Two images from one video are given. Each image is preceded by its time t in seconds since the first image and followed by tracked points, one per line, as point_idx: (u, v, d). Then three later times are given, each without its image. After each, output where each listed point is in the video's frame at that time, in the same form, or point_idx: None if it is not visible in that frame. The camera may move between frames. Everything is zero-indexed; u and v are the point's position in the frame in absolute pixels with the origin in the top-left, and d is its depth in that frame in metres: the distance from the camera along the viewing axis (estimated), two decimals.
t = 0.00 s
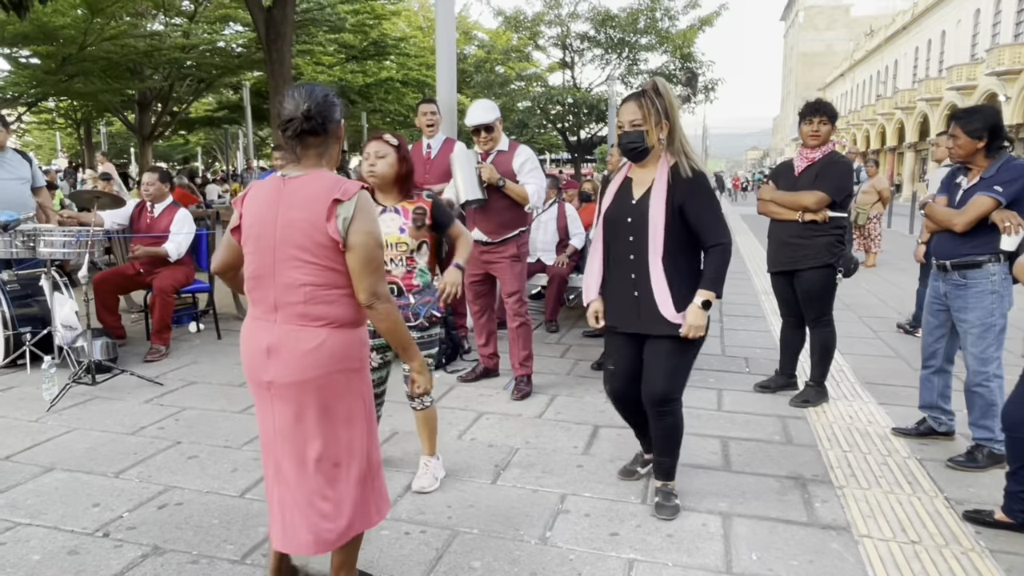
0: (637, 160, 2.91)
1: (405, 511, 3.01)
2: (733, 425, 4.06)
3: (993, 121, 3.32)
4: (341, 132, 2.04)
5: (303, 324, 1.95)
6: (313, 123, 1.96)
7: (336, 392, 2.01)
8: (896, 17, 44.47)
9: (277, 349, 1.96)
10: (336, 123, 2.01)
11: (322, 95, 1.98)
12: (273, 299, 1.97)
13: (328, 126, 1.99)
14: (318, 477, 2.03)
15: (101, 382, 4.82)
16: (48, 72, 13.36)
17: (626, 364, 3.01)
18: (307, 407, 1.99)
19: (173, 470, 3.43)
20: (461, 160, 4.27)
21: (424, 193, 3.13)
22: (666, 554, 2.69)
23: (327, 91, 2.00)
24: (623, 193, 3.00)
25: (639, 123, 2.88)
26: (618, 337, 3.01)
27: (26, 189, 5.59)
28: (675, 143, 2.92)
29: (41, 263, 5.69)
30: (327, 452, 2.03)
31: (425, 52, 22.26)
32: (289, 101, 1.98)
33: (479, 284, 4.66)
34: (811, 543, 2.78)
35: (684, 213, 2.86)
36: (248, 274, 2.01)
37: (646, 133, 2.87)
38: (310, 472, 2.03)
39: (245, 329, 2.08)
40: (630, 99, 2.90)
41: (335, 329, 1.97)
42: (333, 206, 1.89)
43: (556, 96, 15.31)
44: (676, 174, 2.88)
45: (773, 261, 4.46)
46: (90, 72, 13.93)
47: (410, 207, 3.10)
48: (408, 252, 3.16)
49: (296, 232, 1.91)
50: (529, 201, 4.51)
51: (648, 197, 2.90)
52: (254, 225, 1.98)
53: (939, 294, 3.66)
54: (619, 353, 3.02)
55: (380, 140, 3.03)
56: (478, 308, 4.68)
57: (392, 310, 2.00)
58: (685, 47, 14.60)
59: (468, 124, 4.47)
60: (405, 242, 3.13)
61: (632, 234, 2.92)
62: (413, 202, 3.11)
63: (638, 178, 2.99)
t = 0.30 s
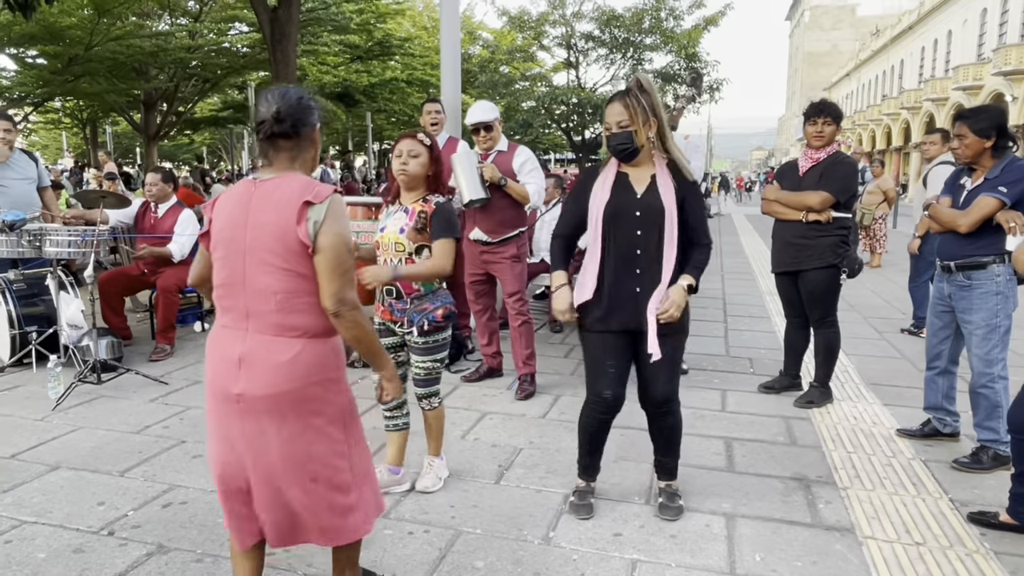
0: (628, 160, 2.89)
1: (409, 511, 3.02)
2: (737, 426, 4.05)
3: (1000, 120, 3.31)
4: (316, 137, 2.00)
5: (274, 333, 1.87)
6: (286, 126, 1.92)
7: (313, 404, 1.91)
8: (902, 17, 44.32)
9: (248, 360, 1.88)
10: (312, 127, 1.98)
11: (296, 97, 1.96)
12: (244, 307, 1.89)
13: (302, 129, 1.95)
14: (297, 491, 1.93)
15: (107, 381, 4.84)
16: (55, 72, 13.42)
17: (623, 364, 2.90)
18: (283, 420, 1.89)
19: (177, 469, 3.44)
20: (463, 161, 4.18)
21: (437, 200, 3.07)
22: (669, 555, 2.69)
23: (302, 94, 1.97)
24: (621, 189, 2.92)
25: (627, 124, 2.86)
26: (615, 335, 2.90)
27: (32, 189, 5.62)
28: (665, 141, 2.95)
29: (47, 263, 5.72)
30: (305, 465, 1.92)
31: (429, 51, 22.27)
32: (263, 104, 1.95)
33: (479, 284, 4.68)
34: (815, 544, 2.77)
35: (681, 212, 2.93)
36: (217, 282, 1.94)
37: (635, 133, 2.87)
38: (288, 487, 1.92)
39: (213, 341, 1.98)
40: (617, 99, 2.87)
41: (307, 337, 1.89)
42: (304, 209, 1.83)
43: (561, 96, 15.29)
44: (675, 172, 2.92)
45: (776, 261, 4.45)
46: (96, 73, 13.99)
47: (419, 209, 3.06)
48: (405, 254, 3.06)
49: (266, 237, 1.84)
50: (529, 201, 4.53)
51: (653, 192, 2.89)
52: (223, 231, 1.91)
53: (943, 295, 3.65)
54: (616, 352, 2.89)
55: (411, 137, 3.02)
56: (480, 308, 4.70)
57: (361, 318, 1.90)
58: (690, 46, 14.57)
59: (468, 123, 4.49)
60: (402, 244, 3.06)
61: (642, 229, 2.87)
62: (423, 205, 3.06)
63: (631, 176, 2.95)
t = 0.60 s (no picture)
0: (617, 155, 2.91)
1: (414, 508, 3.02)
2: (742, 424, 4.04)
3: (1009, 118, 3.30)
4: (297, 130, 1.94)
5: (265, 334, 1.84)
6: (265, 120, 1.87)
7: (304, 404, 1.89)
8: (910, 14, 44.08)
9: (237, 363, 1.84)
10: (292, 120, 1.93)
11: (275, 90, 1.90)
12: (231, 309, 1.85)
13: (282, 123, 1.90)
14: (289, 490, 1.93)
15: (113, 378, 4.86)
16: (63, 70, 13.44)
17: (608, 357, 2.95)
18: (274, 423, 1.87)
19: (183, 466, 3.45)
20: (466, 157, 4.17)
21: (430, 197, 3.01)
22: (673, 553, 2.69)
23: (281, 87, 1.91)
24: (621, 182, 2.94)
25: (618, 118, 2.90)
26: (606, 329, 2.93)
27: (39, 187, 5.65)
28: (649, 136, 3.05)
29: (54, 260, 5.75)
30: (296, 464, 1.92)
31: (436, 50, 22.27)
32: (240, 99, 1.89)
33: (484, 281, 4.69)
34: (820, 543, 2.77)
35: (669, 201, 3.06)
36: (199, 282, 1.88)
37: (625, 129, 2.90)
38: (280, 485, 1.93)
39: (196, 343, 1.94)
40: (607, 93, 2.90)
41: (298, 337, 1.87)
42: (293, 205, 1.80)
43: (567, 94, 15.28)
44: (662, 165, 3.05)
45: (782, 259, 4.44)
46: (104, 71, 14.05)
47: (414, 206, 3.03)
48: (396, 251, 3.05)
49: (254, 235, 1.80)
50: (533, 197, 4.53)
51: (651, 187, 2.97)
52: (205, 230, 1.86)
53: (949, 294, 3.63)
54: (602, 343, 2.93)
55: (411, 138, 3.02)
56: (485, 305, 4.70)
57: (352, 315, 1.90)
58: (697, 44, 14.50)
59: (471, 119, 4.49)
60: (393, 240, 3.05)
61: (648, 221, 2.92)
62: (418, 203, 3.03)
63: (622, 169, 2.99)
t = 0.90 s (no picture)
0: (625, 153, 2.96)
1: (420, 504, 3.03)
2: (748, 421, 4.04)
3: (1021, 114, 3.28)
4: (313, 126, 1.92)
5: (297, 331, 1.78)
6: (286, 117, 1.85)
7: (334, 404, 1.82)
8: (919, 11, 43.79)
9: (268, 360, 1.78)
10: (309, 115, 1.90)
11: (291, 87, 1.88)
12: (261, 305, 1.79)
13: (301, 120, 1.87)
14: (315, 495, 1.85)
15: (122, 373, 4.89)
16: (72, 68, 13.51)
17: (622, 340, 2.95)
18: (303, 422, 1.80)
19: (191, 461, 3.48)
20: (473, 153, 4.22)
21: (424, 199, 3.07)
22: (679, 549, 2.69)
23: (296, 84, 1.90)
24: (622, 182, 2.98)
25: (630, 117, 2.94)
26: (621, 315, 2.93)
27: (49, 183, 5.68)
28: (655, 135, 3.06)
29: (63, 257, 5.78)
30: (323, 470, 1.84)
31: (442, 47, 22.26)
32: (259, 96, 1.86)
33: (493, 279, 4.69)
34: (826, 540, 2.76)
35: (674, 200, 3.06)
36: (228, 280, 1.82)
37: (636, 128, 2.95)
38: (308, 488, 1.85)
39: (224, 342, 1.88)
40: (619, 92, 2.93)
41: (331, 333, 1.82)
42: (328, 196, 1.77)
43: (573, 91, 15.27)
44: (666, 165, 3.06)
45: (790, 256, 4.43)
46: (112, 69, 14.11)
47: (404, 208, 3.04)
48: (387, 250, 3.06)
49: (286, 229, 1.75)
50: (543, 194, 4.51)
51: (651, 186, 2.99)
52: (233, 228, 1.79)
53: (958, 291, 3.62)
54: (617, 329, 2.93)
55: (370, 141, 3.03)
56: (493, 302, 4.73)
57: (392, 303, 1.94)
58: (704, 41, 14.43)
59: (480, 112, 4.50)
60: (384, 239, 3.05)
61: (645, 221, 2.94)
62: (410, 204, 3.05)
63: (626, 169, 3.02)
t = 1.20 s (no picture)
0: (629, 155, 3.05)
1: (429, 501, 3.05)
2: (756, 420, 4.04)
3: None
4: (373, 127, 1.93)
5: (371, 334, 1.81)
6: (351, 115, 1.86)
7: (406, 402, 1.87)
8: (930, 7, 43.45)
9: (345, 364, 1.80)
10: (370, 114, 1.91)
11: (353, 87, 1.90)
12: (333, 309, 1.80)
13: (363, 118, 1.88)
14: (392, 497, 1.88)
15: (133, 371, 4.93)
16: (81, 67, 13.60)
17: (612, 345, 3.14)
18: (380, 423, 1.84)
19: (203, 457, 3.51)
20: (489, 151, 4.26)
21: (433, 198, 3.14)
22: (687, 547, 2.70)
23: (359, 84, 1.91)
24: (620, 185, 3.09)
25: (637, 119, 3.03)
26: (610, 319, 3.10)
27: (61, 182, 5.73)
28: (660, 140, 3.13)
29: (75, 255, 5.83)
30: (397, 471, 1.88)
31: (449, 45, 22.25)
32: (321, 93, 1.87)
33: (506, 278, 4.71)
34: (835, 538, 2.76)
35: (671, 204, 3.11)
36: (295, 284, 1.80)
37: (642, 130, 3.03)
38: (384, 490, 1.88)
39: (289, 346, 1.88)
40: (626, 95, 3.04)
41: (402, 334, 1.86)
42: (398, 198, 1.81)
43: (581, 89, 15.26)
44: (665, 170, 3.11)
45: (798, 254, 4.42)
46: (122, 68, 14.17)
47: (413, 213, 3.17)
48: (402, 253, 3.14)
49: (359, 232, 1.77)
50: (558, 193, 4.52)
51: (649, 189, 3.07)
52: (300, 231, 1.78)
53: (968, 290, 3.61)
54: (606, 334, 3.12)
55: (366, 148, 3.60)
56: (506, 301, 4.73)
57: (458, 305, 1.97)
58: (712, 38, 14.36)
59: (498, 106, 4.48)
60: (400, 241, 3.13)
61: (637, 223, 3.04)
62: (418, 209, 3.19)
63: (626, 171, 3.11)
